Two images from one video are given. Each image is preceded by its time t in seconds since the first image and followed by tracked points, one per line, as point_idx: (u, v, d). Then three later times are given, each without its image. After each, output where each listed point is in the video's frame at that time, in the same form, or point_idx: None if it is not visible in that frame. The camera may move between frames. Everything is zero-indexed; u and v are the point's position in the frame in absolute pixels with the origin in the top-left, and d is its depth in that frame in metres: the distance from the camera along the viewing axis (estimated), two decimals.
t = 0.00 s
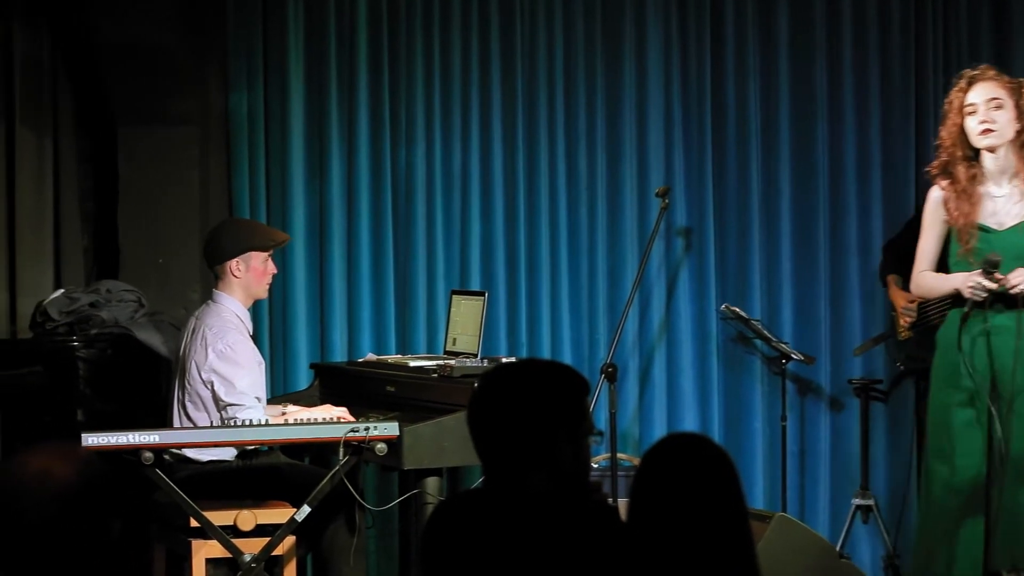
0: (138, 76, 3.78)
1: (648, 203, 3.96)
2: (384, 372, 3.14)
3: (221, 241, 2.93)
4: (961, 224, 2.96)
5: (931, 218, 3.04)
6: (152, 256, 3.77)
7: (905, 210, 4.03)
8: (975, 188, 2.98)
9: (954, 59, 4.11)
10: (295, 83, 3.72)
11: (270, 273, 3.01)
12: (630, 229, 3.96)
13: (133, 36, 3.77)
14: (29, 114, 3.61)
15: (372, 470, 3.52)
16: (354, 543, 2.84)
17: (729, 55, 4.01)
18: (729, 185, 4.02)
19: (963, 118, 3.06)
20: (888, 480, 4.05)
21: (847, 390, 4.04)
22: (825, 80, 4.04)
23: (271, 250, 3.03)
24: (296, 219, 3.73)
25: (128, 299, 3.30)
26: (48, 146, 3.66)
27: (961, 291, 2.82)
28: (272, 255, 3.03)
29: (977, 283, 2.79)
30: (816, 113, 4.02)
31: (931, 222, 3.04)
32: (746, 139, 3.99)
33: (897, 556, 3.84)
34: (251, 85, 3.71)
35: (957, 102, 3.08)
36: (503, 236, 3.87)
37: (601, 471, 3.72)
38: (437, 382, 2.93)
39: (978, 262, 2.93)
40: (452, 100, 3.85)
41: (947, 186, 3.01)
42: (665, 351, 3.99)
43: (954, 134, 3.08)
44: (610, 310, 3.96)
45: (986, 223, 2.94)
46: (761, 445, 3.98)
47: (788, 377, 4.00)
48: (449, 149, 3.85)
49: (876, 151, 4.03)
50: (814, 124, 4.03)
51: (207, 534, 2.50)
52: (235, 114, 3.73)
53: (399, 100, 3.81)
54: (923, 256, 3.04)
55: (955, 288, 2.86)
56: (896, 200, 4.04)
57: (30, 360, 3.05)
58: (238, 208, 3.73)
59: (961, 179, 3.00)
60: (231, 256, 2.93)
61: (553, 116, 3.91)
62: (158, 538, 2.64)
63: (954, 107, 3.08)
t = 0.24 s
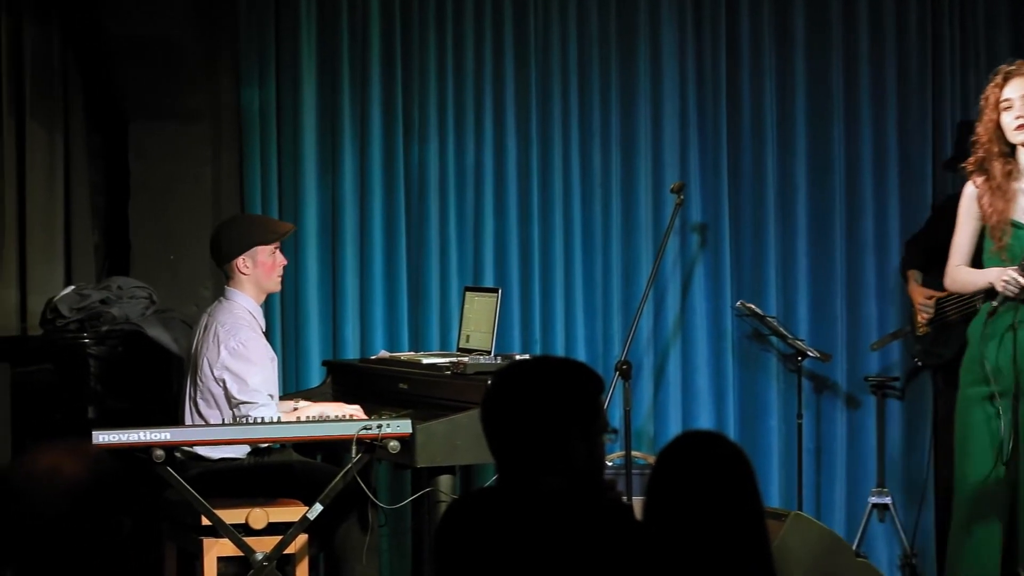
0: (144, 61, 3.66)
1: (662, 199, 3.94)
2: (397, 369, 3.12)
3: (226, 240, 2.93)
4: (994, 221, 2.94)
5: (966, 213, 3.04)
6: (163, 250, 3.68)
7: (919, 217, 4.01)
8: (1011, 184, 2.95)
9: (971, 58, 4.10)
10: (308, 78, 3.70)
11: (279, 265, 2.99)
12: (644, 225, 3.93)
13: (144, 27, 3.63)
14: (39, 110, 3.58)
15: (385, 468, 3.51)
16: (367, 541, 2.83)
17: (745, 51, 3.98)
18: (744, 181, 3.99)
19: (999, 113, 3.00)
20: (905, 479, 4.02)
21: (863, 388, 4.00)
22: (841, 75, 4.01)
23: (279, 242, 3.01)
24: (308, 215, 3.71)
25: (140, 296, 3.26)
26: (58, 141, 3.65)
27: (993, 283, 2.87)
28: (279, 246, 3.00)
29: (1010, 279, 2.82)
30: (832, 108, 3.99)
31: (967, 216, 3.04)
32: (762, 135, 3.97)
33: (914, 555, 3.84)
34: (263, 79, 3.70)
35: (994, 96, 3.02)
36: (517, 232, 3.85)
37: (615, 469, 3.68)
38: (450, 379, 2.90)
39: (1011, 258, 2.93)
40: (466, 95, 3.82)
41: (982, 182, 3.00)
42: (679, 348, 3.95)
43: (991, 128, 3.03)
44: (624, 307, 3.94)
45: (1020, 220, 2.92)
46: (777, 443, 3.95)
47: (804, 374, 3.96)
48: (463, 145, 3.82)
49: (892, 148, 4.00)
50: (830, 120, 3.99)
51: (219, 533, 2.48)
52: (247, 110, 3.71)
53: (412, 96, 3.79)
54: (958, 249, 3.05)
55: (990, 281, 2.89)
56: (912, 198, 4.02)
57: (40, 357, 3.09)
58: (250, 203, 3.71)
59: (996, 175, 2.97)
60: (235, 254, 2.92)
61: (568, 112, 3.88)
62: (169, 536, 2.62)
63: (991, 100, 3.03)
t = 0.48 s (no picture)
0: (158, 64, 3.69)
1: (679, 195, 3.89)
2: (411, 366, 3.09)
3: (234, 240, 2.91)
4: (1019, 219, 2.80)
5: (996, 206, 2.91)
6: (173, 248, 3.67)
7: (940, 211, 3.96)
8: None
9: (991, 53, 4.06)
10: (320, 73, 3.67)
11: (289, 259, 2.96)
12: (660, 222, 3.89)
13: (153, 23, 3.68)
14: (50, 103, 3.54)
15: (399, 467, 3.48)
16: (380, 541, 2.80)
17: (762, 45, 3.93)
18: (761, 176, 3.94)
19: None
20: (924, 479, 3.96)
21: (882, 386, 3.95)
22: (859, 70, 3.96)
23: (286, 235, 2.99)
24: (321, 213, 3.68)
25: (151, 293, 3.22)
26: (68, 137, 3.59)
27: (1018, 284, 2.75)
28: (287, 240, 2.98)
29: None
30: (850, 104, 3.94)
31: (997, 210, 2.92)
32: (779, 130, 3.92)
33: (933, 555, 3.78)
34: (275, 73, 3.67)
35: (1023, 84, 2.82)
36: (532, 229, 3.81)
37: (631, 468, 3.64)
38: (464, 377, 2.87)
39: None
40: (480, 91, 3.79)
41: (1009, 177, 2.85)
42: (696, 346, 3.92)
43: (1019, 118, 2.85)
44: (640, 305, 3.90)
45: None
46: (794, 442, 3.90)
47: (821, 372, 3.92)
48: (477, 141, 3.79)
49: (911, 144, 3.95)
50: (848, 116, 3.94)
51: (231, 532, 2.45)
52: (258, 105, 3.68)
53: (426, 92, 3.76)
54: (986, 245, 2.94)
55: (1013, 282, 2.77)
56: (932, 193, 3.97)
57: (50, 356, 3.09)
58: (262, 198, 3.68)
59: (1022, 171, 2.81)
60: (245, 252, 2.90)
61: (583, 107, 3.84)
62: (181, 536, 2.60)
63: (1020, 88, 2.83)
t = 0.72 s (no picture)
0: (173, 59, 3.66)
1: (698, 192, 3.85)
2: (428, 366, 3.06)
3: (248, 238, 2.89)
4: None
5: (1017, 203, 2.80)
6: (190, 246, 3.65)
7: (964, 199, 3.93)
8: None
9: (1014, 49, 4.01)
10: (337, 70, 3.65)
11: (304, 256, 2.94)
12: (680, 220, 3.85)
13: (170, 19, 3.65)
14: (64, 99, 3.55)
15: (415, 466, 3.45)
16: (398, 541, 2.77)
17: (783, 40, 3.89)
18: (782, 173, 3.90)
19: None
20: (948, 480, 3.91)
21: (903, 385, 3.90)
22: (880, 65, 3.91)
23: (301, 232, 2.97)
24: (338, 210, 3.66)
25: (166, 291, 3.21)
26: (83, 132, 3.58)
27: None
28: (302, 237, 2.96)
29: None
30: (872, 100, 3.90)
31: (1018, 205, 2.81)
32: (800, 126, 3.87)
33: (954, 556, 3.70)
34: (292, 68, 3.65)
35: None
36: (550, 226, 3.78)
37: (650, 468, 3.60)
38: (481, 376, 2.85)
39: None
40: (497, 88, 3.76)
41: None
42: (717, 345, 3.87)
43: None
44: (660, 303, 3.87)
45: None
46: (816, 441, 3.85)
47: (843, 371, 3.86)
48: (495, 138, 3.76)
49: (933, 140, 3.90)
50: (870, 111, 3.89)
51: (248, 533, 2.43)
52: (275, 102, 3.65)
53: (444, 88, 3.73)
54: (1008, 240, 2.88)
55: None
56: (953, 188, 3.94)
57: (66, 353, 3.05)
58: (278, 195, 3.65)
59: None
60: (260, 250, 2.88)
61: (602, 103, 3.81)
62: (197, 536, 2.58)
63: None
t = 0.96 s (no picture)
0: (188, 51, 3.63)
1: (719, 189, 3.81)
2: (446, 365, 3.03)
3: (263, 236, 2.87)
4: None
5: None
6: (207, 244, 3.63)
7: (986, 193, 3.87)
8: None
9: None
10: (355, 66, 3.62)
11: (321, 253, 2.92)
12: (701, 217, 3.81)
13: (189, 14, 3.62)
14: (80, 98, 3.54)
15: (433, 464, 3.42)
16: (415, 542, 2.74)
17: (805, 34, 3.83)
18: (804, 169, 3.85)
19: None
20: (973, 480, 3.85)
21: (924, 382, 3.84)
22: (904, 60, 3.85)
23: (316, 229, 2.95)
24: (356, 207, 3.64)
25: (182, 290, 3.22)
26: (99, 130, 3.60)
27: None
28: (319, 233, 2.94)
29: None
30: (895, 94, 3.84)
31: None
32: (822, 121, 3.82)
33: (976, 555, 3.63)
34: (309, 65, 3.63)
35: None
36: (569, 223, 3.74)
37: (670, 468, 3.56)
38: (500, 375, 2.82)
39: None
40: (516, 84, 3.73)
41: None
42: (737, 343, 3.83)
43: None
44: (680, 301, 3.82)
45: None
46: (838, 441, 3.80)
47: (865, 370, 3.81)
48: (514, 135, 3.73)
49: (957, 135, 3.84)
50: (893, 106, 3.83)
51: (264, 532, 2.41)
52: (292, 99, 3.64)
53: (462, 84, 3.70)
54: None
55: None
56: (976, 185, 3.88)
57: (81, 351, 3.01)
58: (296, 192, 3.64)
59: None
60: (275, 248, 2.87)
61: (622, 99, 3.77)
62: (213, 536, 2.56)
63: None
